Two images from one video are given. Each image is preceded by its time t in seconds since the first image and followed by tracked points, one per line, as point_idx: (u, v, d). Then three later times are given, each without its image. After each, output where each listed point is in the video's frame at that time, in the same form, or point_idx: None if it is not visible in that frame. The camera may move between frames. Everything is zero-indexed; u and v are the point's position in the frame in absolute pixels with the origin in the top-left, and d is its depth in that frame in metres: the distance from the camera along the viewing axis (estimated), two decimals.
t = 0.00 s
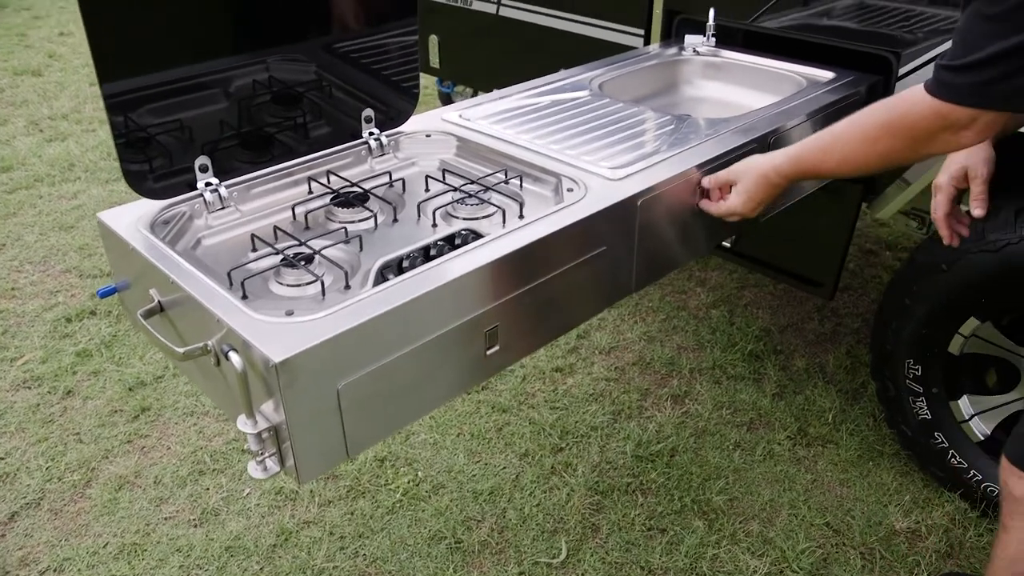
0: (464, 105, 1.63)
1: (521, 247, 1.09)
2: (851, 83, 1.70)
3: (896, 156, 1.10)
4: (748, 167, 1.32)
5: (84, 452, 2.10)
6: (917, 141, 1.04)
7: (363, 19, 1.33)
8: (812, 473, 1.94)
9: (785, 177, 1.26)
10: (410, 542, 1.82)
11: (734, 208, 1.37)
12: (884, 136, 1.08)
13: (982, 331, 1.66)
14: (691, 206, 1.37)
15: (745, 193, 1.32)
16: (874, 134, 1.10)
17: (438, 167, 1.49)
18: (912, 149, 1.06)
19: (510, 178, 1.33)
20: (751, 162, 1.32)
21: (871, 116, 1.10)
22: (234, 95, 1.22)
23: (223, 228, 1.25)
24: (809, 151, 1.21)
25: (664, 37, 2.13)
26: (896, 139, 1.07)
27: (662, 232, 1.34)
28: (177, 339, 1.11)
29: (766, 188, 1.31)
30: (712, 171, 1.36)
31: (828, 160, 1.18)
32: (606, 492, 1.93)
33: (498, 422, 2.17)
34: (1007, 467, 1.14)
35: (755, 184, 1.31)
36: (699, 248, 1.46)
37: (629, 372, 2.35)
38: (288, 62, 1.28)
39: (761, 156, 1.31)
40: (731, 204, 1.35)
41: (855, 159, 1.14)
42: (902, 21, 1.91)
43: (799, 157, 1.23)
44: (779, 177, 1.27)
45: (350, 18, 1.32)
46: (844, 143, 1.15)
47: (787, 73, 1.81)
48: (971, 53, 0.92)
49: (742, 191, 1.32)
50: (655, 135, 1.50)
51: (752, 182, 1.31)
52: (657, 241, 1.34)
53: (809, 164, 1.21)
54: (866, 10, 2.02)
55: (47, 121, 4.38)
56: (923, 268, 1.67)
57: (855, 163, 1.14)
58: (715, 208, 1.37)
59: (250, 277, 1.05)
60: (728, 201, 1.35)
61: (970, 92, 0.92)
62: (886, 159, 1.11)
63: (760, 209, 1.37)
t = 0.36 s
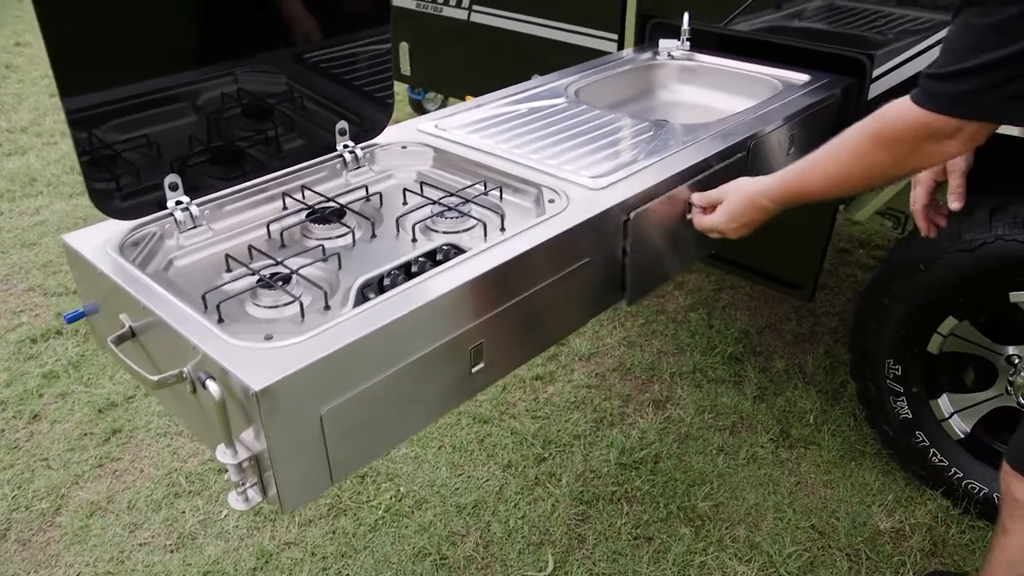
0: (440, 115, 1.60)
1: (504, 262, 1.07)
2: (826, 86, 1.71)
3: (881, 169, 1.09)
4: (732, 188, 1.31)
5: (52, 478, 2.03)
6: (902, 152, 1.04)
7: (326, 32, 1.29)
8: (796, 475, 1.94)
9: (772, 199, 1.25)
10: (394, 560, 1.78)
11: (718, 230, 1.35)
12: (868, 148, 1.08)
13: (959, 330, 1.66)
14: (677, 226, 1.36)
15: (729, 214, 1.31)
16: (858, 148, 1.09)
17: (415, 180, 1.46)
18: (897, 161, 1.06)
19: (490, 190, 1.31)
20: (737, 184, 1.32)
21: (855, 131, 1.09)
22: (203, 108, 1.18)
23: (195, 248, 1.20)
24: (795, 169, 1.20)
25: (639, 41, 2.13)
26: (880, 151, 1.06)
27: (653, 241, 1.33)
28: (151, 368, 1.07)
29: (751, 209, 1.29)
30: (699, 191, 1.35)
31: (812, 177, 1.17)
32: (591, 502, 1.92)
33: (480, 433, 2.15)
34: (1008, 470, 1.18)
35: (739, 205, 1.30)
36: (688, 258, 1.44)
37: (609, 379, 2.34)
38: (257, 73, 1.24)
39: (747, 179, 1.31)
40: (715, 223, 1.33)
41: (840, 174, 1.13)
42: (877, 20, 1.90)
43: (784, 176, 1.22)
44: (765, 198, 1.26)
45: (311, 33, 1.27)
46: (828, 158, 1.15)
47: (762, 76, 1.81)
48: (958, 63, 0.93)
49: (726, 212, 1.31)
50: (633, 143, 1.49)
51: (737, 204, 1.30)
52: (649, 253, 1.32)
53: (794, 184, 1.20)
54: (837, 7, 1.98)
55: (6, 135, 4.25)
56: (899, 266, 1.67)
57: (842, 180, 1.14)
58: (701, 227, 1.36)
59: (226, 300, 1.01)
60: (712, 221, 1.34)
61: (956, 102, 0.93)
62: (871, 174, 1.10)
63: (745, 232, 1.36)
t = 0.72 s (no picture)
0: (416, 133, 1.56)
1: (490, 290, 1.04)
2: (803, 97, 1.71)
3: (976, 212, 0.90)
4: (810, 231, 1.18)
5: (13, 519, 1.93)
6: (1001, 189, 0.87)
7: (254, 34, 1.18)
8: (781, 487, 1.94)
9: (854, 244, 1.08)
10: None
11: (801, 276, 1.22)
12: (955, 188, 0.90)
13: (940, 337, 1.67)
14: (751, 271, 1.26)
15: (808, 259, 1.18)
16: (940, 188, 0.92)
17: (393, 202, 1.41)
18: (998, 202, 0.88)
19: (471, 213, 1.28)
20: (816, 225, 1.17)
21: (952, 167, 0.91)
22: (168, 132, 1.13)
23: (166, 281, 1.14)
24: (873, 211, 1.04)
25: (612, 51, 2.10)
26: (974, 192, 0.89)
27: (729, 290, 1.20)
28: (123, 413, 1.01)
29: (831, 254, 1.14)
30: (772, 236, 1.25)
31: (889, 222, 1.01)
32: (577, 522, 1.88)
33: (461, 454, 2.10)
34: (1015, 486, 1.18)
35: (817, 250, 1.15)
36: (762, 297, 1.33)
37: (590, 394, 2.31)
38: (223, 94, 1.19)
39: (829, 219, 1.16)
40: (792, 270, 1.22)
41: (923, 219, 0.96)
42: (845, 29, 1.79)
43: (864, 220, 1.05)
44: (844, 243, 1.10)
45: (234, 30, 1.16)
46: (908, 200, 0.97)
47: (739, 88, 1.81)
48: None
49: (804, 257, 1.18)
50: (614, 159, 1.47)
51: (815, 247, 1.16)
52: (725, 304, 1.20)
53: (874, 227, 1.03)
54: (809, 14, 1.84)
55: None
56: (880, 275, 1.67)
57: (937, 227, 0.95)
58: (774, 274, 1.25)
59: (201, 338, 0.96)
60: (789, 267, 1.22)
61: None
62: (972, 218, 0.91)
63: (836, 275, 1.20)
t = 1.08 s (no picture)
0: (380, 147, 1.52)
1: (463, 312, 1.01)
2: (770, 105, 1.71)
3: None
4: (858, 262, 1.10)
5: None
6: None
7: (175, 29, 1.08)
8: (755, 495, 1.94)
9: (918, 273, 0.98)
10: None
11: (851, 310, 1.11)
12: None
13: (909, 340, 1.69)
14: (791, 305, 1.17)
15: (861, 291, 1.07)
16: None
17: (358, 221, 1.36)
18: None
19: (440, 230, 1.24)
20: (869, 256, 1.07)
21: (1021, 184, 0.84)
22: (119, 150, 1.06)
23: (121, 309, 1.09)
24: (944, 236, 0.93)
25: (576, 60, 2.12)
26: None
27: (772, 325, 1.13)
28: (77, 454, 0.95)
29: (888, 285, 1.03)
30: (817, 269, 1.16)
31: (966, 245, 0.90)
32: (552, 538, 1.85)
33: (431, 472, 2.05)
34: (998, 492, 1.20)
35: (872, 281, 1.05)
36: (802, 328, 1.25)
37: (560, 406, 2.29)
38: (178, 110, 1.13)
39: (885, 248, 1.05)
40: (841, 303, 1.11)
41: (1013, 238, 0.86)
42: (803, 34, 1.74)
43: (932, 245, 0.95)
44: (905, 273, 1.00)
45: (151, 22, 1.05)
46: (991, 219, 0.87)
47: (705, 96, 1.80)
48: None
49: (857, 289, 1.07)
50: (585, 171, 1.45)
51: (869, 278, 1.05)
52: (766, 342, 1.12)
53: (944, 251, 0.93)
54: (767, 20, 1.78)
55: None
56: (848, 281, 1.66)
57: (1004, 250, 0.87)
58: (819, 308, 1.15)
59: (161, 372, 0.91)
60: (836, 301, 1.12)
61: None
62: None
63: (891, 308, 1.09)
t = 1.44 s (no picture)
0: (347, 152, 1.48)
1: (439, 322, 0.98)
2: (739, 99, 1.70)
3: None
4: (902, 272, 1.06)
5: None
6: None
7: (106, 27, 1.00)
8: (736, 490, 1.94)
9: (969, 280, 0.96)
10: None
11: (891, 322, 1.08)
12: None
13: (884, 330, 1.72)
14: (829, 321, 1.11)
15: (903, 301, 1.05)
16: None
17: (327, 229, 1.31)
18: None
19: (413, 236, 1.20)
20: (910, 266, 1.05)
21: None
22: (74, 161, 1.01)
23: (82, 330, 1.03)
24: (995, 240, 0.92)
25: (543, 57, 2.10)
26: None
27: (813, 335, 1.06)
28: (41, 488, 0.89)
29: (934, 294, 1.01)
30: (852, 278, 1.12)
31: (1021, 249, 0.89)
32: (535, 543, 1.83)
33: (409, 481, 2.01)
34: (985, 481, 1.22)
35: (918, 290, 1.03)
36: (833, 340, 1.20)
37: (537, 408, 2.26)
38: (134, 119, 1.08)
39: (927, 258, 1.04)
40: (880, 314, 1.07)
41: None
42: (767, 26, 1.80)
43: (987, 252, 0.93)
44: (953, 280, 0.98)
45: (82, 21, 0.97)
46: None
47: (675, 90, 1.79)
48: None
49: (900, 298, 1.05)
50: (559, 171, 1.42)
51: (914, 287, 1.03)
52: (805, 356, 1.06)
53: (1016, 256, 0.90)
54: (731, 13, 1.83)
55: None
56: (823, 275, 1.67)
57: None
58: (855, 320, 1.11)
59: (126, 396, 0.86)
60: (875, 312, 1.08)
61: None
62: None
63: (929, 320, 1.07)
